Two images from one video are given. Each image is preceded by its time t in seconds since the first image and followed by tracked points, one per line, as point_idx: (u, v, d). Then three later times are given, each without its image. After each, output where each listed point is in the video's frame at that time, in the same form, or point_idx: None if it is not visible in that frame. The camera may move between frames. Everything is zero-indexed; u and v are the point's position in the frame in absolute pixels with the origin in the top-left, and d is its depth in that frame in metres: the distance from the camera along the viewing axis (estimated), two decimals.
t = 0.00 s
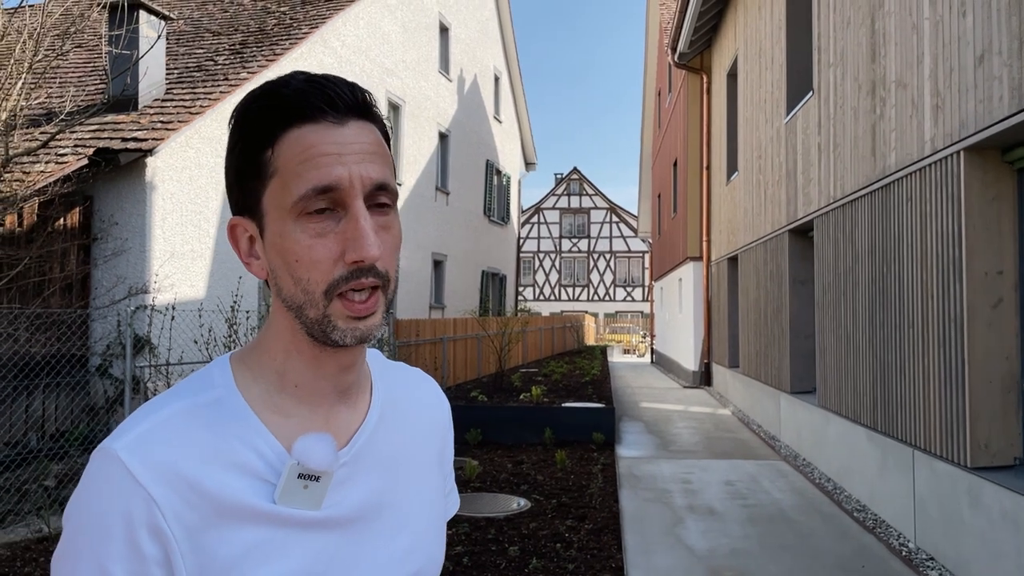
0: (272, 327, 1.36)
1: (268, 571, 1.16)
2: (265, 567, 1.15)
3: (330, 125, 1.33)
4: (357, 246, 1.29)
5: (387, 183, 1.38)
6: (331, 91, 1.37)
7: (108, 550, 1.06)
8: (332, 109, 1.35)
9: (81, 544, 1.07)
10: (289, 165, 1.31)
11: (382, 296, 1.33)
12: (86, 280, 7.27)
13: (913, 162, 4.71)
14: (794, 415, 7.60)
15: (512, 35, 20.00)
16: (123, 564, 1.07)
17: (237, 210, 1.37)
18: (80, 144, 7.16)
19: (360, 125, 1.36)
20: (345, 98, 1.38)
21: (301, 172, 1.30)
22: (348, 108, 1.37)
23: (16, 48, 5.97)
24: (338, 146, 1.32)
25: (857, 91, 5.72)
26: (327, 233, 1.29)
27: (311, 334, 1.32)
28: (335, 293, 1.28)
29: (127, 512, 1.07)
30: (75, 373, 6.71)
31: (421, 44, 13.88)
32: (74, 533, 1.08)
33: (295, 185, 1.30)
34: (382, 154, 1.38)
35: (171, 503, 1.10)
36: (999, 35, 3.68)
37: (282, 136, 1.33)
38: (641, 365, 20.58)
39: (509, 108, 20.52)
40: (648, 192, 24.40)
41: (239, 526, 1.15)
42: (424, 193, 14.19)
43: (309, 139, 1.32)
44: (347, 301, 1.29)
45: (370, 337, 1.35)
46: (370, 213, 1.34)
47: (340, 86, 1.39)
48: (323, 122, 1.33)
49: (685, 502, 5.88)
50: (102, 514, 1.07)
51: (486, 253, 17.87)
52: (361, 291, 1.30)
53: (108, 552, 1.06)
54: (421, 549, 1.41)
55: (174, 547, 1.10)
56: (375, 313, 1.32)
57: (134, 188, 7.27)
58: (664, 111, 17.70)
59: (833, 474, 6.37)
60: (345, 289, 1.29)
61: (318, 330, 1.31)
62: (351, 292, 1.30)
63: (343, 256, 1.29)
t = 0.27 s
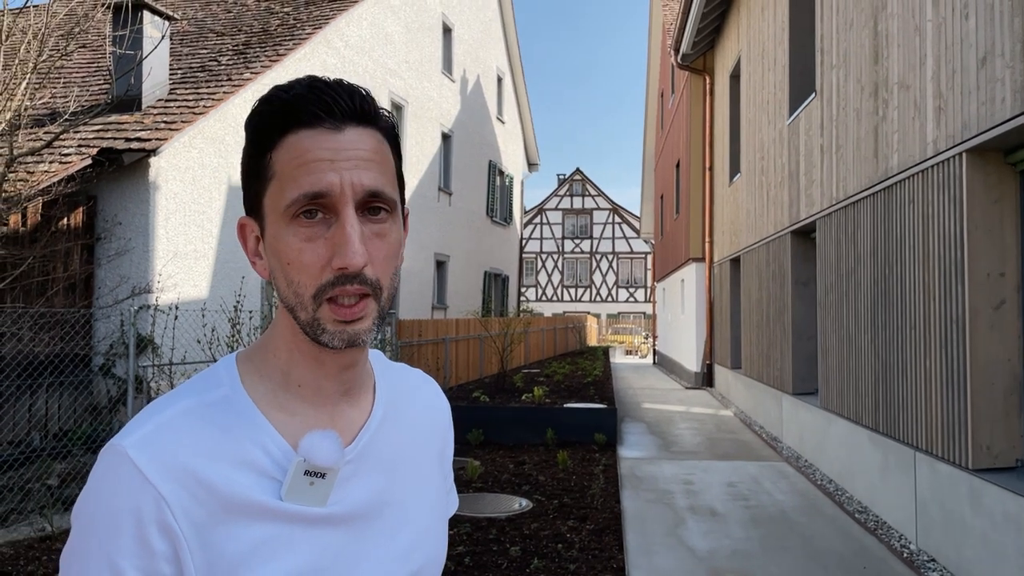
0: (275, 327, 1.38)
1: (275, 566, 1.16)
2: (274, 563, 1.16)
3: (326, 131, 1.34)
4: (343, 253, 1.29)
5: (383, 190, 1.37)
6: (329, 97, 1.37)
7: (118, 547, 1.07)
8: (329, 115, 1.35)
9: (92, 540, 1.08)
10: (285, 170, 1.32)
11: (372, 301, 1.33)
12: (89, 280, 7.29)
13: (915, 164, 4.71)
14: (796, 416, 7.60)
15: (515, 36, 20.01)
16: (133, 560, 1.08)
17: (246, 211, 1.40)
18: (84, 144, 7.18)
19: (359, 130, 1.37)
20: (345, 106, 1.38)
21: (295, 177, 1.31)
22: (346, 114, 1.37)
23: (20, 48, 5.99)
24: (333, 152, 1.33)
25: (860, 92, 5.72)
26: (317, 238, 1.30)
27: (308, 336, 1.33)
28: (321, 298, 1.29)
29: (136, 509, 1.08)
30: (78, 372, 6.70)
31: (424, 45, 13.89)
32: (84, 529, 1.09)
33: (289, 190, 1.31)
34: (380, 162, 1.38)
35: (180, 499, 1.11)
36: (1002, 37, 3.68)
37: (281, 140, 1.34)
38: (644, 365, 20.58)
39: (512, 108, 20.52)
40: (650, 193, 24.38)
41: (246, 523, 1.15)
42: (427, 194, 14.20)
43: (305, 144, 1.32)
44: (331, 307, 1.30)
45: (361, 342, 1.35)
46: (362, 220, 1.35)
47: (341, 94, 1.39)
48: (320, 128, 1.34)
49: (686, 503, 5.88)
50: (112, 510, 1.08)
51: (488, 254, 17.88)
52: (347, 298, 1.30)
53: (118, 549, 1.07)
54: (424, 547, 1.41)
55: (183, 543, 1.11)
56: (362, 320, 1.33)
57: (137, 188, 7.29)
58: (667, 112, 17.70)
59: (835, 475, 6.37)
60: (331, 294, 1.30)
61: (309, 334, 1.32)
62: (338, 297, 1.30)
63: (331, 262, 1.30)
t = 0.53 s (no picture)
0: (277, 324, 1.39)
1: (278, 561, 1.17)
2: (277, 558, 1.17)
3: (326, 131, 1.34)
4: (341, 251, 1.30)
5: (383, 189, 1.38)
6: (329, 97, 1.38)
7: (122, 543, 1.08)
8: (328, 115, 1.36)
9: (97, 537, 1.08)
10: (286, 170, 1.33)
11: (371, 300, 1.34)
12: (89, 278, 7.29)
13: (913, 163, 4.72)
14: (795, 415, 7.61)
15: (514, 35, 20.01)
16: (137, 556, 1.08)
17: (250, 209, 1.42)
18: (83, 143, 7.18)
19: (358, 130, 1.37)
20: (346, 106, 1.38)
21: (296, 176, 1.32)
22: (344, 113, 1.37)
23: (20, 47, 5.99)
24: (332, 152, 1.33)
25: (859, 91, 5.73)
26: (316, 237, 1.31)
27: (308, 334, 1.34)
28: (321, 296, 1.30)
29: (141, 505, 1.09)
30: (77, 371, 6.70)
31: (423, 44, 13.90)
32: (88, 526, 1.09)
33: (289, 189, 1.32)
34: (380, 161, 1.39)
35: (184, 495, 1.12)
36: (1000, 36, 3.69)
37: (282, 139, 1.34)
38: (643, 365, 20.58)
39: (512, 107, 20.53)
40: (650, 192, 24.38)
41: (249, 519, 1.16)
42: (427, 193, 14.21)
43: (304, 143, 1.33)
44: (332, 305, 1.31)
45: (361, 339, 1.36)
46: (361, 220, 1.35)
47: (342, 93, 1.39)
48: (320, 127, 1.35)
49: (685, 502, 5.89)
50: (116, 506, 1.08)
51: (487, 253, 17.88)
52: (345, 297, 1.31)
53: (122, 545, 1.08)
54: (425, 542, 1.42)
55: (187, 539, 1.11)
56: (363, 317, 1.34)
57: (137, 187, 7.30)
58: (666, 112, 17.70)
59: (834, 474, 6.38)
60: (331, 292, 1.30)
61: (309, 332, 1.33)
62: (337, 296, 1.31)
63: (330, 260, 1.30)
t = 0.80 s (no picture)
0: (274, 321, 1.39)
1: (277, 556, 1.18)
2: (277, 553, 1.18)
3: (329, 134, 1.35)
4: (341, 253, 1.31)
5: (384, 194, 1.39)
6: (335, 99, 1.38)
7: (122, 539, 1.08)
8: (334, 117, 1.36)
9: (97, 534, 1.09)
10: (289, 170, 1.34)
11: (368, 302, 1.35)
12: (86, 277, 7.29)
13: (910, 162, 4.73)
14: (792, 414, 7.63)
15: (512, 34, 20.00)
16: (138, 551, 1.09)
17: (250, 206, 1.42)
18: (80, 141, 7.17)
19: (363, 134, 1.38)
20: (352, 109, 1.39)
21: (299, 177, 1.33)
22: (350, 117, 1.38)
23: (17, 45, 5.99)
24: (336, 155, 1.34)
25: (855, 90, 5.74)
26: (317, 237, 1.32)
27: (305, 332, 1.35)
28: (319, 295, 1.31)
29: (141, 501, 1.10)
30: (76, 369, 6.68)
31: (421, 43, 13.89)
32: (88, 522, 1.10)
33: (292, 189, 1.33)
34: (382, 165, 1.40)
35: (184, 491, 1.13)
36: (996, 36, 3.70)
37: (285, 140, 1.35)
38: (640, 363, 20.60)
39: (509, 106, 20.53)
40: (647, 191, 24.40)
41: (248, 513, 1.17)
42: (424, 192, 14.21)
43: (309, 145, 1.34)
44: (329, 305, 1.32)
45: (357, 339, 1.37)
46: (361, 222, 1.36)
47: (347, 96, 1.40)
48: (324, 130, 1.35)
49: (682, 500, 5.91)
50: (116, 502, 1.09)
51: (485, 251, 17.89)
52: (343, 299, 1.32)
53: (123, 541, 1.08)
54: (424, 536, 1.43)
55: (187, 534, 1.12)
56: (360, 318, 1.35)
57: (134, 185, 7.29)
58: (664, 110, 17.71)
59: (830, 472, 6.40)
60: (328, 292, 1.31)
61: (306, 330, 1.34)
62: (335, 296, 1.32)
63: (329, 261, 1.31)
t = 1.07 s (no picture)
0: (269, 321, 1.39)
1: (277, 552, 1.18)
2: (278, 548, 1.18)
3: (334, 144, 1.34)
4: (344, 262, 1.31)
5: (386, 204, 1.39)
6: (341, 109, 1.37)
7: (123, 535, 1.07)
8: (340, 127, 1.36)
9: (96, 531, 1.07)
10: (295, 177, 1.33)
11: (366, 307, 1.36)
12: (84, 279, 7.29)
13: (906, 165, 4.75)
14: (790, 416, 7.63)
15: (510, 36, 20.04)
16: (139, 548, 1.08)
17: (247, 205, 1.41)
18: (78, 144, 7.18)
19: (367, 144, 1.38)
20: (357, 119, 1.38)
21: (305, 185, 1.32)
22: (356, 127, 1.37)
23: (15, 48, 5.99)
24: (341, 164, 1.34)
25: (852, 93, 5.75)
26: (319, 244, 1.32)
27: (302, 334, 1.35)
28: (320, 301, 1.32)
29: (141, 498, 1.08)
30: (73, 372, 6.70)
31: (419, 45, 13.91)
32: (87, 519, 1.08)
33: (297, 196, 1.32)
34: (384, 176, 1.40)
35: (185, 487, 1.12)
36: (992, 39, 3.72)
37: (290, 146, 1.34)
38: (638, 365, 20.61)
39: (507, 108, 20.55)
40: (645, 193, 24.42)
41: (249, 509, 1.17)
42: (423, 194, 14.22)
43: (315, 154, 1.33)
44: (329, 311, 1.32)
45: (353, 343, 1.38)
46: (363, 230, 1.36)
47: (352, 105, 1.39)
48: (330, 139, 1.35)
49: (680, 502, 5.91)
50: (117, 499, 1.08)
51: (483, 253, 17.89)
52: (344, 305, 1.33)
53: (124, 538, 1.07)
54: (419, 533, 1.44)
55: (188, 530, 1.11)
56: (357, 324, 1.36)
57: (132, 188, 7.29)
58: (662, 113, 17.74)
59: (828, 474, 6.41)
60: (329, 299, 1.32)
61: (304, 333, 1.34)
62: (336, 302, 1.33)
63: (331, 268, 1.32)
